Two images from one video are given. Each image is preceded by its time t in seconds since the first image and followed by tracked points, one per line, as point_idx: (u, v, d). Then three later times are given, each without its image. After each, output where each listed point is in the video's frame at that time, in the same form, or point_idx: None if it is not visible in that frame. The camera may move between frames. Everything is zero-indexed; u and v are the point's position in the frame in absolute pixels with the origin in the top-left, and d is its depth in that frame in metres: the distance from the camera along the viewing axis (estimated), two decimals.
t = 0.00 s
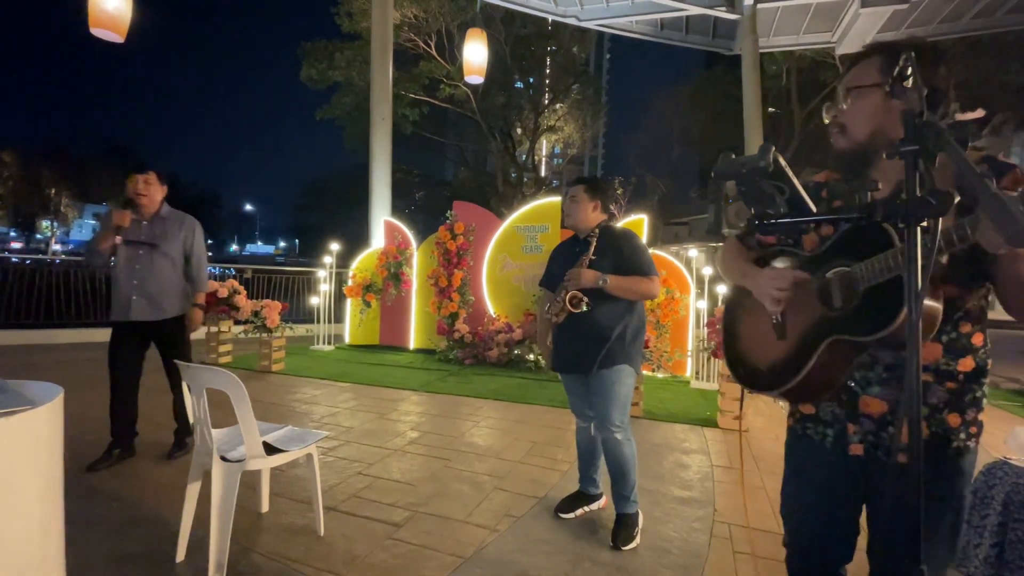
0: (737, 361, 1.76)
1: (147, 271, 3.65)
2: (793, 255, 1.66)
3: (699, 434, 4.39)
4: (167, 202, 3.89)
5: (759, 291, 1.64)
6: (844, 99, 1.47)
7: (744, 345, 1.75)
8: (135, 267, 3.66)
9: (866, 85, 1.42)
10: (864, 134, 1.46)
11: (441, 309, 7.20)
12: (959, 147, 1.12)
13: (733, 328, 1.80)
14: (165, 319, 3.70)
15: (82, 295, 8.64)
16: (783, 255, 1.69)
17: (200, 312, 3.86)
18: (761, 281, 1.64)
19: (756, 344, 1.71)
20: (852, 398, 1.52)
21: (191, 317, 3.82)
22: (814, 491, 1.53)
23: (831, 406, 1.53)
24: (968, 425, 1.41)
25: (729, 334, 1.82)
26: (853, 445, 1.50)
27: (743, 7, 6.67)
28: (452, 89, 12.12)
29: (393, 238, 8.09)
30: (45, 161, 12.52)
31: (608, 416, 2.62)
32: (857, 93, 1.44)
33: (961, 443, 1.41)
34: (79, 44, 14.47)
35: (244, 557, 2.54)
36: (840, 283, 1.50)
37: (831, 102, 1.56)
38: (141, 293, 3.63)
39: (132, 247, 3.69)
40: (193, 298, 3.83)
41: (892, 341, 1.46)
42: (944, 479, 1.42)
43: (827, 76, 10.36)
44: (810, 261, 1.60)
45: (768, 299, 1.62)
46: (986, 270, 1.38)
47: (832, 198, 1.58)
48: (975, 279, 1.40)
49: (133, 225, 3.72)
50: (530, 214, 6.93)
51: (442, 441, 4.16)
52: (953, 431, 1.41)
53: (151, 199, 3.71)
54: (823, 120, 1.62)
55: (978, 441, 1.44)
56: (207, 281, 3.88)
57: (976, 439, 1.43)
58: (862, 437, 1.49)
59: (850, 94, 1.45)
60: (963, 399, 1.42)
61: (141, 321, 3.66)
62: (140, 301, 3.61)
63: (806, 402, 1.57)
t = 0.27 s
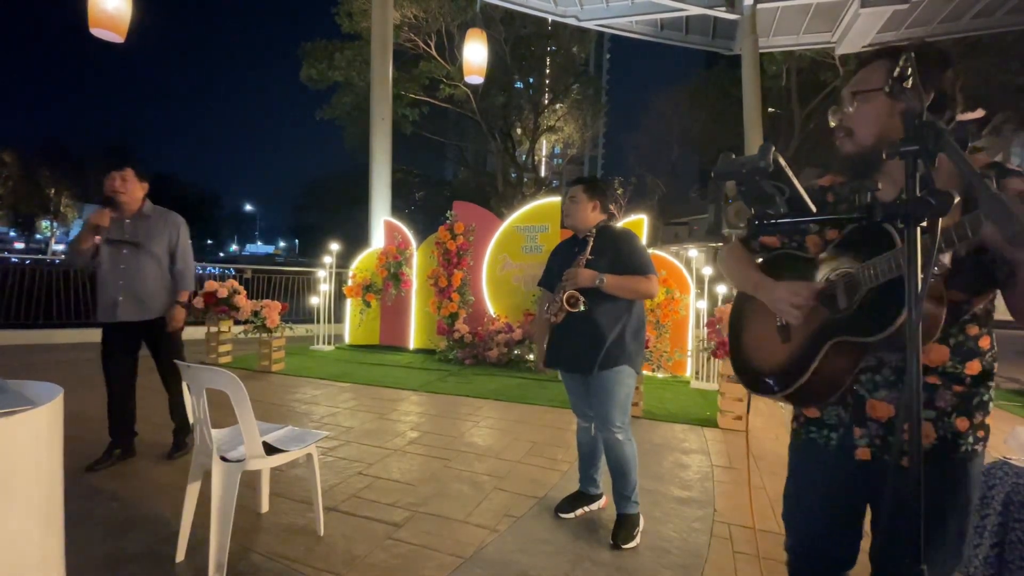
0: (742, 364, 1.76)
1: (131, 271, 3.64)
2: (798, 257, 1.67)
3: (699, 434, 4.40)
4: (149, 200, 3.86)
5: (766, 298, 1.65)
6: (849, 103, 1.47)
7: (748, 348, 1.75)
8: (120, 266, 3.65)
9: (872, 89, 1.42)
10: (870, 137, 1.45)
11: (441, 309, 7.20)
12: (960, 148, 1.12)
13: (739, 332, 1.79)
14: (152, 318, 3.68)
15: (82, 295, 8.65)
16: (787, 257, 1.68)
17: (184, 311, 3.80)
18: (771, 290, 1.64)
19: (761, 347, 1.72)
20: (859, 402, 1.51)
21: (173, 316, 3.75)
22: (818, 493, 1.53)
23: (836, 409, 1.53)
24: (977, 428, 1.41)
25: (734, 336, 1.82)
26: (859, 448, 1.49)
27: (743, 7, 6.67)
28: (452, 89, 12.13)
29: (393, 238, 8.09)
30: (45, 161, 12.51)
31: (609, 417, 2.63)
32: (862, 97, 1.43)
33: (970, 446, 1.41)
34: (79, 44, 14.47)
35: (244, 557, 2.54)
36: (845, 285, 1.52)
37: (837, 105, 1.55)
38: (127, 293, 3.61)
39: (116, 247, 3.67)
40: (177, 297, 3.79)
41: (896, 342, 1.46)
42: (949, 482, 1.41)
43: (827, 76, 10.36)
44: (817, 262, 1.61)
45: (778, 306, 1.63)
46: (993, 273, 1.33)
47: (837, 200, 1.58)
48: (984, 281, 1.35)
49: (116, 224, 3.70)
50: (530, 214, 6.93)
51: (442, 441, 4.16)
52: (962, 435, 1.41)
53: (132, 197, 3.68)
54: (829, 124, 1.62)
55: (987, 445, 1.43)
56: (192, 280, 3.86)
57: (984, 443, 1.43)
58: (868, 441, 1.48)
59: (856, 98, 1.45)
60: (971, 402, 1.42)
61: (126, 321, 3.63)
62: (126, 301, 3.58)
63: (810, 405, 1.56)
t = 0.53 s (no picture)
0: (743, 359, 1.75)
1: (121, 272, 3.63)
2: (799, 255, 1.68)
3: (699, 434, 4.39)
4: (136, 198, 3.81)
5: (766, 295, 1.65)
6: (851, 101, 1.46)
7: (750, 345, 1.74)
8: (109, 268, 3.65)
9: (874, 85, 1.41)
10: (875, 133, 1.45)
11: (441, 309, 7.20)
12: (960, 149, 1.12)
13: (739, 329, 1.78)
14: (145, 318, 3.70)
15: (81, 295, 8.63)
16: (790, 255, 1.70)
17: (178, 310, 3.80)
18: (768, 285, 1.65)
19: (761, 343, 1.71)
20: (860, 399, 1.51)
21: (167, 316, 3.75)
22: (820, 492, 1.53)
23: (838, 406, 1.53)
24: (978, 427, 1.41)
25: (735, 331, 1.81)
26: (860, 445, 1.49)
27: (743, 6, 6.67)
28: (452, 89, 12.12)
29: (393, 238, 8.09)
30: (45, 161, 12.51)
31: (609, 417, 2.63)
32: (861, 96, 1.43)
33: (971, 446, 1.41)
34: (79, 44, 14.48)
35: (244, 557, 2.54)
36: (845, 282, 1.54)
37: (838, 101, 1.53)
38: (117, 295, 3.62)
39: (103, 249, 3.67)
40: (170, 296, 3.78)
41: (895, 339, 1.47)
42: (950, 480, 1.41)
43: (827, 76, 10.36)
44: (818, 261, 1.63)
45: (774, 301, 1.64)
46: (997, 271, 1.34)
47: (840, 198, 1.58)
48: (985, 279, 1.36)
49: (101, 225, 3.69)
50: (530, 214, 6.93)
51: (442, 441, 4.16)
52: (964, 433, 1.41)
53: (113, 197, 3.63)
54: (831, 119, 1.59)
55: (989, 443, 1.44)
56: (183, 277, 3.82)
57: (986, 442, 1.43)
58: (869, 438, 1.48)
59: (858, 93, 1.43)
60: (972, 400, 1.42)
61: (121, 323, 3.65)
62: (117, 303, 3.60)
63: (811, 401, 1.57)
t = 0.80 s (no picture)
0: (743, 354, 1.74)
1: (115, 273, 3.62)
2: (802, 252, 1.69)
3: (699, 434, 4.39)
4: (123, 198, 3.80)
5: (769, 287, 1.64)
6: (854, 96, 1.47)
7: (750, 340, 1.74)
8: (102, 270, 3.63)
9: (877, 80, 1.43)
10: (878, 127, 1.45)
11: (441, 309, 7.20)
12: (962, 149, 1.12)
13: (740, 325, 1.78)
14: (143, 318, 3.69)
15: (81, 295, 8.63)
16: (791, 250, 1.72)
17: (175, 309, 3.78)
18: (771, 277, 1.64)
19: (761, 337, 1.70)
20: (859, 392, 1.53)
21: (164, 314, 3.73)
22: (820, 489, 1.54)
23: (839, 400, 1.54)
24: (976, 423, 1.41)
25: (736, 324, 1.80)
26: (857, 438, 1.51)
27: (743, 7, 6.67)
28: (452, 89, 12.12)
29: (393, 238, 8.08)
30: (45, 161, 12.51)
31: (608, 416, 2.63)
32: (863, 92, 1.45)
33: (968, 442, 1.40)
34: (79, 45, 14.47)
35: (244, 557, 2.54)
36: (847, 274, 1.51)
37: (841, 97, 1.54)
38: (113, 296, 3.60)
39: (95, 252, 3.66)
40: (166, 294, 3.77)
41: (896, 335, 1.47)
42: (946, 476, 1.41)
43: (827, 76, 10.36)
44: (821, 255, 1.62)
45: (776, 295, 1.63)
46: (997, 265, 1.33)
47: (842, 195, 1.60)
48: (987, 275, 1.35)
49: (92, 228, 3.68)
50: (529, 214, 6.93)
51: (442, 441, 4.16)
52: (961, 430, 1.40)
53: (100, 198, 3.61)
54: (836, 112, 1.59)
55: (987, 439, 1.42)
56: (178, 274, 3.82)
57: (983, 438, 1.42)
58: (866, 431, 1.50)
59: (864, 86, 1.44)
60: (971, 396, 1.41)
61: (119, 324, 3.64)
62: (114, 305, 3.58)
63: (811, 396, 1.58)
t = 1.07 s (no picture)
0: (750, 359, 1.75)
1: (112, 275, 3.61)
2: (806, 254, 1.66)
3: (699, 434, 4.40)
4: (117, 199, 3.78)
5: (772, 291, 1.62)
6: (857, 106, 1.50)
7: (756, 344, 1.74)
8: (100, 274, 3.64)
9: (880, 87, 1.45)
10: (888, 134, 1.45)
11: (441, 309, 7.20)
12: (960, 149, 1.12)
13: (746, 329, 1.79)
14: (143, 320, 3.69)
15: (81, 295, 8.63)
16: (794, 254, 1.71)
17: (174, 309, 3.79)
18: (776, 280, 1.63)
19: (767, 340, 1.71)
20: (863, 395, 1.53)
21: (162, 315, 3.73)
22: (823, 488, 1.55)
23: (844, 404, 1.54)
24: (980, 428, 1.42)
25: (740, 328, 1.81)
26: (861, 442, 1.51)
27: (743, 6, 6.67)
28: (452, 89, 12.13)
29: (393, 238, 8.08)
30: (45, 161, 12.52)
31: (608, 416, 2.63)
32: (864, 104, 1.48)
33: (973, 446, 1.42)
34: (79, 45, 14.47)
35: (244, 557, 2.54)
36: (853, 280, 1.50)
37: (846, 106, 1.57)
38: (112, 298, 3.60)
39: (92, 255, 3.66)
40: (165, 294, 3.76)
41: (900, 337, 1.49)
42: (949, 479, 1.43)
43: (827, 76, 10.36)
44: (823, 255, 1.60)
45: (779, 297, 1.61)
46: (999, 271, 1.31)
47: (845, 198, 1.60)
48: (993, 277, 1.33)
49: (88, 231, 3.67)
50: (530, 214, 6.93)
51: (442, 441, 4.16)
52: (966, 433, 1.42)
53: (91, 200, 3.60)
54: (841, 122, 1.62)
55: (991, 444, 1.45)
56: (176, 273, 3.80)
57: (989, 442, 1.44)
58: (870, 435, 1.50)
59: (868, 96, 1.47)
60: (977, 400, 1.42)
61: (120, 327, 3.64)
62: (113, 308, 3.58)
63: (817, 400, 1.58)
